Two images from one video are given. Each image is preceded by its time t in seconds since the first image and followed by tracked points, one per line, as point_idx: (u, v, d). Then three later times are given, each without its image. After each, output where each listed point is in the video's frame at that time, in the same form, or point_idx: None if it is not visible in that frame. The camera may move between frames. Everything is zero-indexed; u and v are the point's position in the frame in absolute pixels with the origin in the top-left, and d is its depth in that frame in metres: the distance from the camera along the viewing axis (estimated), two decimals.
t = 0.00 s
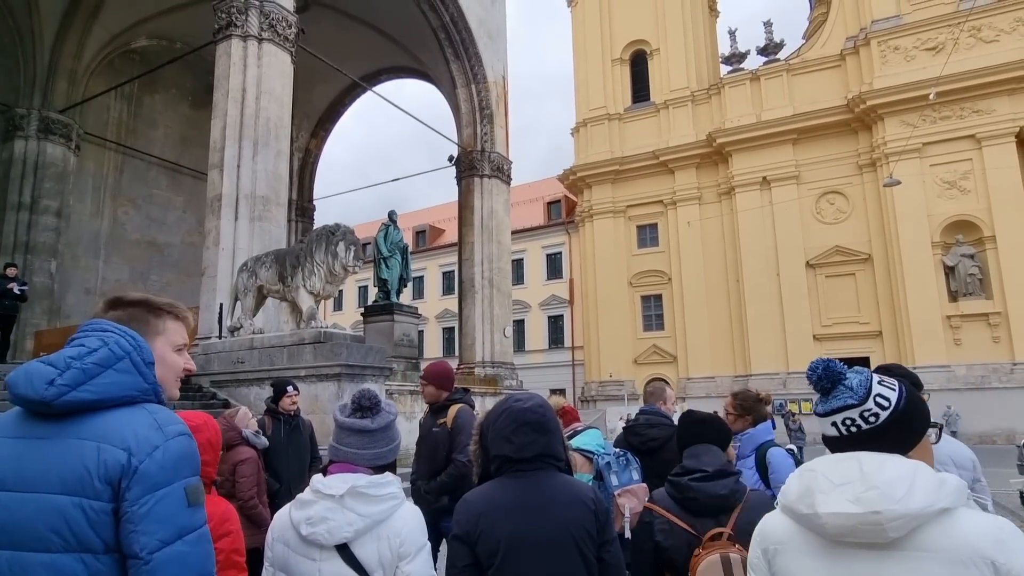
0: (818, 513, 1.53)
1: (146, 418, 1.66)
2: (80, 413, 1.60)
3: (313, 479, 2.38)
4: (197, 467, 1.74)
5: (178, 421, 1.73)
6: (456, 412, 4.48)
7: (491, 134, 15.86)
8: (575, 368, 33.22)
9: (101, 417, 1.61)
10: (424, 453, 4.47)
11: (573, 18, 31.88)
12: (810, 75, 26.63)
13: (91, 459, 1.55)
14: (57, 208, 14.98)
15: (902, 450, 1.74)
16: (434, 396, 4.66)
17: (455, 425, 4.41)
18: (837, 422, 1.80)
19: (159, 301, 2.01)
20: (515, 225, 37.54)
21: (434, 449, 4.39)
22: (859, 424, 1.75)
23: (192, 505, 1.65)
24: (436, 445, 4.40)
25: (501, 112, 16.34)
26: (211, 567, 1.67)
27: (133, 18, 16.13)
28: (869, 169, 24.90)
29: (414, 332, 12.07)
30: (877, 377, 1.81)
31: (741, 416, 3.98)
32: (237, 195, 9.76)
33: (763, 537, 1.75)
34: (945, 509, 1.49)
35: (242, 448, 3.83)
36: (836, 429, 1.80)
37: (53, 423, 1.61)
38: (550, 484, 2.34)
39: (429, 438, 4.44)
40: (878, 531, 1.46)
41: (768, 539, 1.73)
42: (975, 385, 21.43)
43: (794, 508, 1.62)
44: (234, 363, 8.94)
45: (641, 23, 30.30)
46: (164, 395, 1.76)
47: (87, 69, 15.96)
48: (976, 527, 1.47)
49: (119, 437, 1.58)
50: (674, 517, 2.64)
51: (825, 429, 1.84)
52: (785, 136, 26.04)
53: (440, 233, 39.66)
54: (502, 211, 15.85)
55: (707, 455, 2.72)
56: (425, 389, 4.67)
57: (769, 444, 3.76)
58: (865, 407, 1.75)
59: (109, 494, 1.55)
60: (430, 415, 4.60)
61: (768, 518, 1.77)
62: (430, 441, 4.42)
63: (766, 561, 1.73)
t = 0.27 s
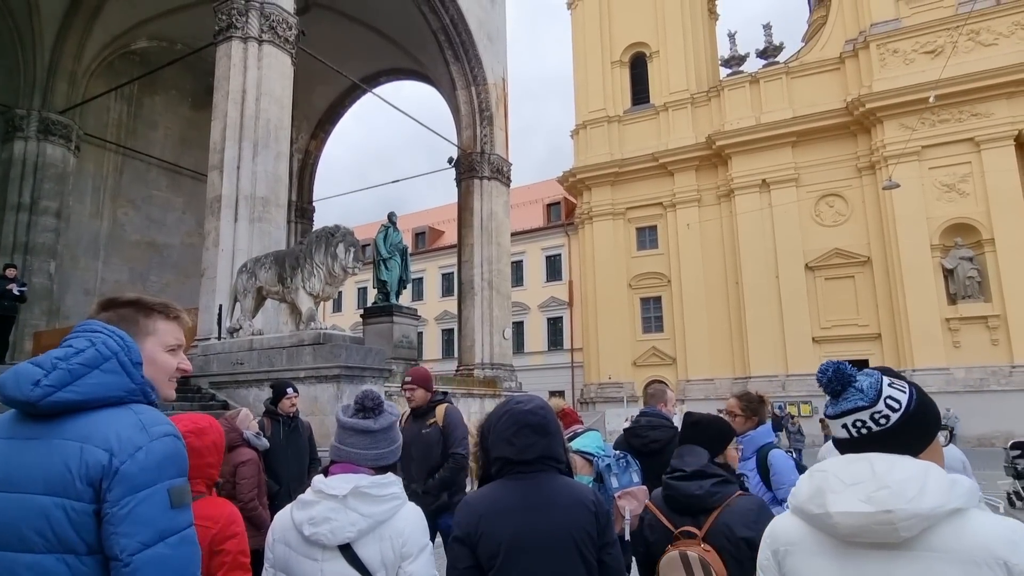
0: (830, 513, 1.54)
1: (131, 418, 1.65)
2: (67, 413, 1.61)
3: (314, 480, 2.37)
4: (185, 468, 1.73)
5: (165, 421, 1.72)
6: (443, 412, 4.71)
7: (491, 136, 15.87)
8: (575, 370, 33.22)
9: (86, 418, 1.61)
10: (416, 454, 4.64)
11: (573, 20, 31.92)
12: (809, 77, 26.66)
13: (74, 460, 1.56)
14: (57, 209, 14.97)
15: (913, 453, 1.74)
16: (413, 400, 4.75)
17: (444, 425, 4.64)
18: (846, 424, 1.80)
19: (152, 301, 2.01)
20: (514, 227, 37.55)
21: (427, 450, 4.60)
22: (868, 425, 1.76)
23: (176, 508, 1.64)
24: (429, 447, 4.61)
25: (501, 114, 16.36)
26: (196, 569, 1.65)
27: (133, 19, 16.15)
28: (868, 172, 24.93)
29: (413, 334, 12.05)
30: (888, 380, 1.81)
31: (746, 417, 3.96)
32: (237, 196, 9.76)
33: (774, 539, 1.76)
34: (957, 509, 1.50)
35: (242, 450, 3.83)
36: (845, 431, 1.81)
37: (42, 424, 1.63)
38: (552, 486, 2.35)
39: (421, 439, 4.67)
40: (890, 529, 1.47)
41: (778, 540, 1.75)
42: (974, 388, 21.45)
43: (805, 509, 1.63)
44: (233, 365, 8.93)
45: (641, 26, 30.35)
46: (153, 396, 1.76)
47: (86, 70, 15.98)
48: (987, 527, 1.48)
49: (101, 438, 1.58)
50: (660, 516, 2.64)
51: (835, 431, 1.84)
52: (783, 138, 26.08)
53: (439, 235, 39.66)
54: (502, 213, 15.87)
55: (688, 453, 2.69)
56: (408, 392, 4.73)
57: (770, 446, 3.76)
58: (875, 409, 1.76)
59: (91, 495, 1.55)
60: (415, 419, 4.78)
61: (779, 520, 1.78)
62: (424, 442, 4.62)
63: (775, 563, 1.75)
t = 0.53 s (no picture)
0: (842, 511, 1.55)
1: (115, 418, 1.65)
2: (54, 413, 1.62)
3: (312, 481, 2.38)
4: (172, 468, 1.72)
5: (152, 421, 1.71)
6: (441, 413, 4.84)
7: (491, 138, 15.88)
8: (574, 371, 33.20)
9: (72, 418, 1.62)
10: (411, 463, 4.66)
11: (573, 22, 31.96)
12: (809, 80, 26.68)
13: (57, 460, 1.56)
14: (57, 210, 14.96)
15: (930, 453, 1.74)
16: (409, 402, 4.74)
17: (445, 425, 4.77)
18: (860, 425, 1.81)
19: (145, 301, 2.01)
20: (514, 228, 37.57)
21: (429, 450, 4.68)
22: (883, 427, 1.76)
23: (160, 509, 1.63)
24: (428, 447, 4.69)
25: (501, 116, 16.36)
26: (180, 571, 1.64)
27: (133, 20, 16.17)
28: (868, 174, 24.95)
29: (413, 335, 12.02)
30: (901, 382, 1.81)
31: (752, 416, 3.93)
32: (237, 198, 9.77)
33: (785, 537, 1.77)
34: (971, 510, 1.51)
35: (243, 451, 3.83)
36: (859, 433, 1.81)
37: (30, 424, 1.63)
38: (552, 488, 2.34)
39: (421, 440, 4.70)
40: (904, 528, 1.47)
41: (789, 539, 1.75)
42: (974, 390, 21.44)
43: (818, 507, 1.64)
44: (233, 366, 8.92)
45: (641, 28, 30.40)
46: (141, 395, 1.75)
47: (87, 71, 15.99)
48: (1004, 530, 1.48)
49: (84, 438, 1.58)
50: (661, 517, 2.64)
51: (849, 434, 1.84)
52: (783, 141, 26.12)
53: (439, 237, 39.66)
54: (502, 214, 15.88)
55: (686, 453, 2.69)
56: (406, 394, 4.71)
57: (774, 448, 3.77)
58: (889, 410, 1.76)
59: (73, 496, 1.55)
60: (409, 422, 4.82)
61: (790, 519, 1.79)
62: (424, 442, 4.69)
63: (785, 561, 1.76)
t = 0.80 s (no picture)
0: (852, 511, 1.55)
1: (100, 418, 1.64)
2: (39, 413, 1.62)
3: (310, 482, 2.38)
4: (160, 468, 1.72)
5: (137, 421, 1.71)
6: (446, 414, 4.94)
7: (490, 139, 15.89)
8: (574, 373, 33.19)
9: (56, 418, 1.62)
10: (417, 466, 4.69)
11: (572, 24, 32.00)
12: (809, 82, 26.70)
13: (41, 460, 1.56)
14: (55, 211, 14.95)
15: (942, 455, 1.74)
16: (418, 404, 4.76)
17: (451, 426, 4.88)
18: (871, 427, 1.80)
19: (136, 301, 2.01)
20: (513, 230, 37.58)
21: (438, 450, 4.73)
22: (897, 428, 1.76)
23: (145, 509, 1.62)
24: (438, 449, 4.74)
25: (500, 117, 16.37)
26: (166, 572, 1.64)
27: (133, 21, 16.16)
28: (867, 176, 24.98)
29: (412, 337, 12.04)
30: (914, 384, 1.82)
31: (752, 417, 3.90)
32: (236, 199, 9.76)
33: (795, 537, 1.77)
34: (984, 514, 1.50)
35: (242, 452, 3.83)
36: (871, 434, 1.81)
37: (16, 423, 1.64)
38: (551, 489, 2.34)
39: (429, 441, 4.75)
40: (914, 530, 1.47)
41: (797, 540, 1.75)
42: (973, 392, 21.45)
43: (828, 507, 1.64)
44: (231, 367, 8.91)
45: (640, 30, 30.44)
46: (127, 395, 1.75)
47: (86, 73, 15.98)
48: (1016, 534, 1.47)
49: (68, 438, 1.58)
50: (663, 520, 2.64)
51: (862, 436, 1.83)
52: (782, 143, 26.14)
53: (438, 238, 39.68)
54: (501, 216, 15.88)
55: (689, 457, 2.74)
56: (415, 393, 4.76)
57: (777, 449, 3.79)
58: (902, 412, 1.76)
59: (56, 496, 1.55)
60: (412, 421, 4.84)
61: (801, 520, 1.79)
62: (434, 444, 4.73)
63: (793, 562, 1.76)
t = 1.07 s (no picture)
0: (859, 513, 1.55)
1: (89, 418, 1.65)
2: (30, 414, 1.62)
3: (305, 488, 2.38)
4: (151, 469, 1.71)
5: (128, 422, 1.71)
6: (466, 417, 5.12)
7: (491, 141, 15.90)
8: (573, 375, 33.18)
9: (45, 419, 1.62)
10: (437, 466, 4.82)
11: (573, 26, 32.05)
12: (809, 84, 26.74)
13: (29, 461, 1.56)
14: (56, 212, 14.95)
15: (952, 459, 1.74)
16: (440, 403, 4.96)
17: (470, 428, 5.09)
18: (881, 429, 1.81)
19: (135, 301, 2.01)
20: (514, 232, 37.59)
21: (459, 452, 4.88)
22: (905, 431, 1.76)
23: (134, 511, 1.62)
24: (459, 449, 4.90)
25: (500, 119, 16.38)
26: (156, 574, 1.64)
27: (134, 22, 16.18)
28: (866, 179, 25.00)
29: (412, 338, 12.06)
30: (924, 386, 1.82)
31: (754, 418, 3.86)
32: (236, 200, 9.76)
33: (802, 538, 1.77)
34: (993, 517, 1.50)
35: (241, 454, 3.83)
36: (881, 437, 1.81)
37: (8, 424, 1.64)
38: (550, 492, 2.34)
39: (453, 441, 4.89)
40: (921, 533, 1.47)
41: (806, 540, 1.75)
42: (973, 395, 21.45)
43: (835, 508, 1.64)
44: (230, 369, 8.90)
45: (640, 32, 30.50)
46: (120, 395, 1.75)
47: (86, 74, 15.99)
48: None
49: (56, 440, 1.58)
50: (666, 523, 2.63)
51: (872, 439, 1.84)
52: (782, 145, 26.16)
53: (438, 240, 39.70)
54: (501, 218, 15.89)
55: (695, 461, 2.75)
56: (437, 395, 4.95)
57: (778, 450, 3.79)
58: (911, 415, 1.76)
59: (42, 497, 1.56)
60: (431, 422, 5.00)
61: (810, 520, 1.78)
62: (454, 444, 4.89)
63: (802, 562, 1.75)
